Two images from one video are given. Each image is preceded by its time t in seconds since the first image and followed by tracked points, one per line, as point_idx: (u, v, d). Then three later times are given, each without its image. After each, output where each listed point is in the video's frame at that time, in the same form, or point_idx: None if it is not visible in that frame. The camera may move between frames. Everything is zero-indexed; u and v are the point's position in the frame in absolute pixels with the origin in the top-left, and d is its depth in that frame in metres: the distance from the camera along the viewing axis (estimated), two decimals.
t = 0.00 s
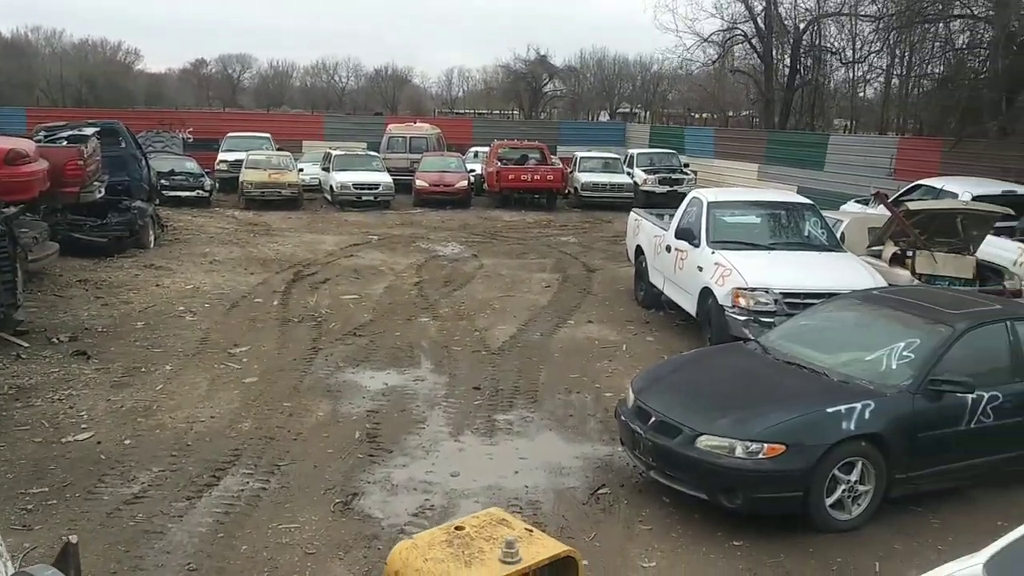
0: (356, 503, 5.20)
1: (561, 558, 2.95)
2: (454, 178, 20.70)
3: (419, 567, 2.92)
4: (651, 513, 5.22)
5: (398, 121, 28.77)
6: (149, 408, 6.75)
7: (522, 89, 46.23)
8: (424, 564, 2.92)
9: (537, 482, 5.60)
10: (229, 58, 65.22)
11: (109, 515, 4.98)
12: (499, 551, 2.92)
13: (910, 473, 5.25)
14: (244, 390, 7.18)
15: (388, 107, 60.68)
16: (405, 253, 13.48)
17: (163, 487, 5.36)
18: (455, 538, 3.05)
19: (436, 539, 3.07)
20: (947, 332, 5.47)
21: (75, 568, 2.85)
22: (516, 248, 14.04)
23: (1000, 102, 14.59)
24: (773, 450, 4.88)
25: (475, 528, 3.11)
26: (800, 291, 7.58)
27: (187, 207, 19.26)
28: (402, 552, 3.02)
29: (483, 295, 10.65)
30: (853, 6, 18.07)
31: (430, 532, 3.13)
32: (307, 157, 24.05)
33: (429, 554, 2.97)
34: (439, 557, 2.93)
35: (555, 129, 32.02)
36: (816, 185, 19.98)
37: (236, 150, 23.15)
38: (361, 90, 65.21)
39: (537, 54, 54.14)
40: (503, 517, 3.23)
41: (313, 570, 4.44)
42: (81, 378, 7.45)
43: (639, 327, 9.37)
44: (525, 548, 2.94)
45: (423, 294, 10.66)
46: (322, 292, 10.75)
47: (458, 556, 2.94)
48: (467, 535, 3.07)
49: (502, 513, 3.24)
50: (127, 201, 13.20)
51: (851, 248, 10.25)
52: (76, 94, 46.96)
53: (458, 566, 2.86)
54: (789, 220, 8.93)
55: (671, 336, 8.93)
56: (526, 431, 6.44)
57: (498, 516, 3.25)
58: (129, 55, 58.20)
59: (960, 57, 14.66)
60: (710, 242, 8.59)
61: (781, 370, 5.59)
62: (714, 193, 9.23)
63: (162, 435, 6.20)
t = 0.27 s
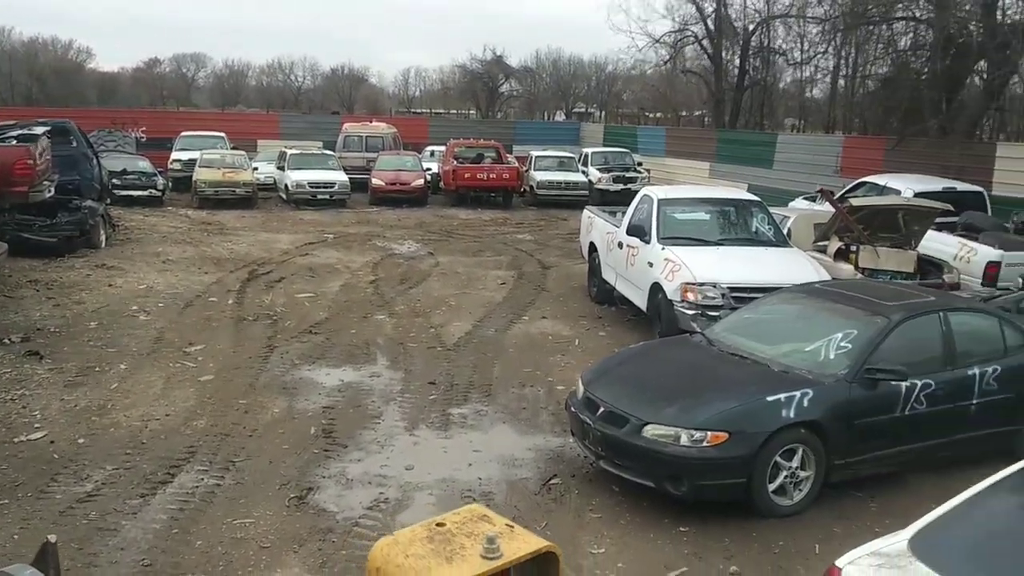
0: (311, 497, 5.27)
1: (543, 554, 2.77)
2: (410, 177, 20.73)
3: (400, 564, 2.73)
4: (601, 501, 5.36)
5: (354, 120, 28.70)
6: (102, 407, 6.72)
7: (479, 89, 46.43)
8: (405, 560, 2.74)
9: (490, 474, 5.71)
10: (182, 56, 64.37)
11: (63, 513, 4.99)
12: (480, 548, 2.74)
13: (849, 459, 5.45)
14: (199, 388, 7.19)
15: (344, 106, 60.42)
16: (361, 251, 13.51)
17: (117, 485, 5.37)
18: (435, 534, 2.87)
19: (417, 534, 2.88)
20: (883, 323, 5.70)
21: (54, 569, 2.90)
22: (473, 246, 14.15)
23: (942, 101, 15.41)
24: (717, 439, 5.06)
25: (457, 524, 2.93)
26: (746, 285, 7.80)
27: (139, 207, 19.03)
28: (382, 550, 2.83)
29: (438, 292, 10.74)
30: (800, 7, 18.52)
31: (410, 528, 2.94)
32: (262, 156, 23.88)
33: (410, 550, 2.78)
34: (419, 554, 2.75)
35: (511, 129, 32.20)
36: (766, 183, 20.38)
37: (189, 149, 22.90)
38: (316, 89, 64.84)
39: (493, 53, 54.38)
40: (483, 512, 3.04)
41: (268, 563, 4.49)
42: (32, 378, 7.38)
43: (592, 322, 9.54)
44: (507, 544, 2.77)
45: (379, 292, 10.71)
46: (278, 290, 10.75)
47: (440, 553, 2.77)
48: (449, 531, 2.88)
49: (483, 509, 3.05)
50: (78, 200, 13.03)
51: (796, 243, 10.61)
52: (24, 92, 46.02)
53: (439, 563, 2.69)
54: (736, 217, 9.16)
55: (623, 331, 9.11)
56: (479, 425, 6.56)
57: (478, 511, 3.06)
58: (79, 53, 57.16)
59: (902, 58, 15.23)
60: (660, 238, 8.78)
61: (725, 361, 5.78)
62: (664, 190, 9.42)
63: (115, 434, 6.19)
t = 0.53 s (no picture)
0: (264, 490, 5.38)
1: (544, 553, 2.85)
2: (365, 177, 20.78)
3: (402, 562, 2.83)
4: (546, 488, 5.56)
5: (307, 121, 28.61)
6: (54, 407, 6.74)
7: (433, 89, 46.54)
8: (408, 558, 2.84)
9: (440, 464, 5.87)
10: (132, 56, 63.43)
11: (14, 509, 5.04)
12: (482, 545, 2.83)
13: (782, 443, 5.72)
14: (152, 387, 7.23)
15: (299, 108, 60.09)
16: (315, 251, 13.56)
17: (69, 482, 5.42)
18: (437, 532, 2.96)
19: (419, 532, 2.97)
20: (814, 312, 5.97)
21: (56, 564, 3.06)
22: (427, 245, 14.29)
23: (880, 100, 16.12)
24: (655, 424, 5.28)
25: (459, 522, 3.02)
26: (689, 279, 8.06)
27: (89, 209, 18.81)
28: (385, 547, 2.92)
29: (392, 291, 10.86)
30: (746, 6, 18.95)
31: (412, 525, 3.03)
32: (214, 158, 23.72)
33: (412, 547, 2.88)
34: (421, 551, 2.84)
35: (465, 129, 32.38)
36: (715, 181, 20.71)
37: (140, 151, 22.67)
38: (270, 89, 64.34)
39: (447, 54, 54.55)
40: (485, 510, 3.13)
41: (221, 553, 4.60)
42: None
43: (542, 317, 9.74)
44: (508, 542, 2.86)
45: (333, 291, 10.80)
46: (231, 291, 10.77)
47: (441, 550, 2.86)
48: (450, 529, 2.98)
49: (485, 506, 3.14)
50: (26, 202, 12.88)
51: (738, 239, 10.91)
52: None
53: (440, 560, 2.79)
54: (681, 214, 9.43)
55: (572, 326, 9.33)
56: (430, 418, 6.71)
57: (480, 508, 3.15)
58: (25, 53, 56.04)
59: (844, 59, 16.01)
60: (607, 235, 9.01)
61: (664, 351, 6.01)
62: (611, 189, 9.66)
63: (67, 432, 6.23)
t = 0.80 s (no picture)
0: (222, 485, 5.50)
1: (555, 552, 2.97)
2: (324, 180, 20.81)
3: (415, 560, 2.94)
4: (499, 477, 5.75)
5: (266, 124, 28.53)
6: (11, 409, 6.77)
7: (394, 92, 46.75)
8: (419, 557, 2.95)
9: (397, 457, 6.03)
10: (87, 60, 62.57)
11: None
12: (493, 545, 2.94)
13: (725, 429, 5.98)
14: (110, 389, 7.29)
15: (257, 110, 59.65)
16: (274, 253, 13.62)
17: (28, 482, 5.49)
18: (448, 531, 3.07)
19: (431, 530, 3.08)
20: (754, 304, 6.23)
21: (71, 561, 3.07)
22: (386, 246, 14.42)
23: (829, 101, 16.68)
24: (603, 413, 5.50)
25: (470, 521, 3.13)
26: (639, 275, 8.31)
27: (44, 214, 18.62)
28: (397, 546, 3.03)
29: (351, 291, 10.97)
30: (698, 9, 19.33)
31: (424, 524, 3.14)
32: (172, 162, 23.57)
33: (424, 546, 2.99)
34: (433, 550, 2.95)
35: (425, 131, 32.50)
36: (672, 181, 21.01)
37: (95, 155, 22.46)
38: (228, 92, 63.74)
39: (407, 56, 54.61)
40: (496, 509, 3.25)
41: (181, 546, 4.72)
42: None
43: (500, 315, 9.93)
44: (520, 541, 2.97)
45: (292, 292, 10.89)
46: (190, 293, 10.82)
47: (453, 549, 2.97)
48: (461, 528, 3.09)
49: (495, 506, 3.26)
50: None
51: (688, 236, 11.22)
52: None
53: (452, 558, 2.89)
54: (633, 213, 9.67)
55: (529, 323, 9.53)
56: (387, 414, 6.86)
57: (490, 507, 3.26)
58: None
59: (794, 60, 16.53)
60: (561, 234, 9.23)
61: (612, 343, 6.23)
62: (565, 188, 9.87)
63: (26, 434, 6.28)
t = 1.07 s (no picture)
0: (182, 484, 5.58)
1: (563, 554, 3.11)
2: (282, 184, 20.77)
3: (425, 560, 3.03)
4: (456, 470, 5.91)
5: (222, 129, 28.35)
6: None
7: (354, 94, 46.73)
8: (431, 556, 3.04)
9: (355, 453, 6.16)
10: (38, 66, 61.49)
11: None
12: (503, 545, 3.06)
13: (674, 418, 6.21)
14: (67, 394, 7.30)
15: (215, 114, 59.10)
16: (232, 257, 13.63)
17: None
18: (459, 532, 3.19)
19: (441, 531, 3.20)
20: (700, 297, 6.46)
21: (83, 559, 3.04)
22: (345, 249, 14.50)
23: (777, 101, 17.09)
24: (554, 405, 5.68)
25: (480, 522, 3.25)
26: (592, 272, 8.52)
27: None
28: (407, 546, 3.13)
29: (310, 294, 11.04)
30: (651, 11, 19.64)
31: (433, 524, 3.26)
32: (127, 167, 23.35)
33: (434, 546, 3.10)
34: (444, 550, 3.05)
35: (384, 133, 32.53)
36: (628, 181, 21.37)
37: (48, 162, 22.18)
38: (184, 96, 63.01)
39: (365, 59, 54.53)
40: (504, 512, 3.37)
41: (141, 543, 4.81)
42: None
43: (458, 314, 10.09)
44: (529, 542, 3.09)
45: (250, 296, 10.93)
46: (148, 298, 10.81)
47: (463, 549, 3.08)
48: (471, 528, 3.21)
49: (504, 507, 3.39)
50: None
51: (642, 234, 11.48)
52: None
53: (462, 558, 2.99)
54: (587, 212, 9.88)
55: (487, 322, 9.70)
56: (345, 412, 6.98)
57: (499, 510, 3.38)
58: None
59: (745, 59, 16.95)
60: (516, 233, 9.40)
61: (563, 338, 6.42)
62: (520, 189, 10.06)
63: None
